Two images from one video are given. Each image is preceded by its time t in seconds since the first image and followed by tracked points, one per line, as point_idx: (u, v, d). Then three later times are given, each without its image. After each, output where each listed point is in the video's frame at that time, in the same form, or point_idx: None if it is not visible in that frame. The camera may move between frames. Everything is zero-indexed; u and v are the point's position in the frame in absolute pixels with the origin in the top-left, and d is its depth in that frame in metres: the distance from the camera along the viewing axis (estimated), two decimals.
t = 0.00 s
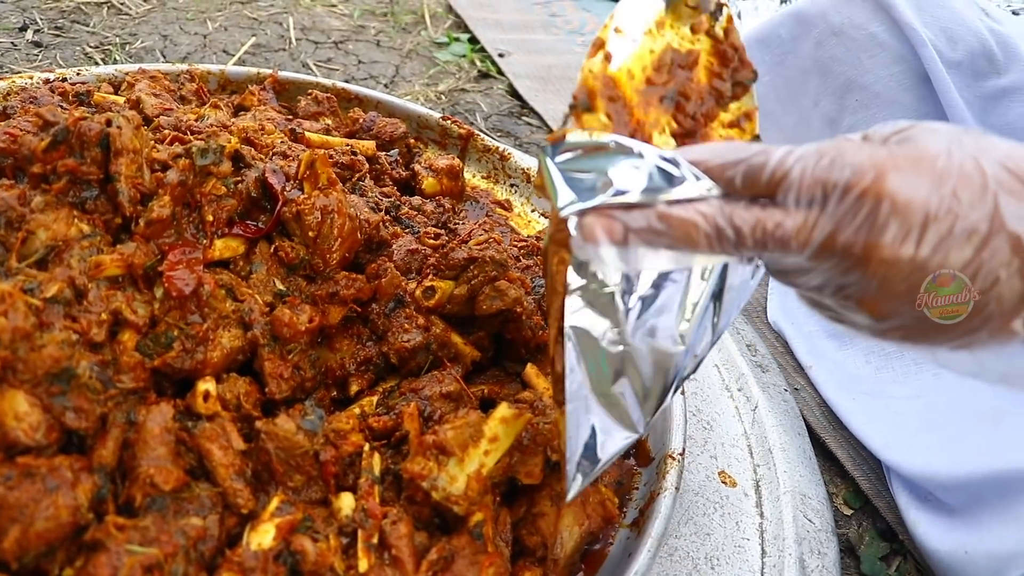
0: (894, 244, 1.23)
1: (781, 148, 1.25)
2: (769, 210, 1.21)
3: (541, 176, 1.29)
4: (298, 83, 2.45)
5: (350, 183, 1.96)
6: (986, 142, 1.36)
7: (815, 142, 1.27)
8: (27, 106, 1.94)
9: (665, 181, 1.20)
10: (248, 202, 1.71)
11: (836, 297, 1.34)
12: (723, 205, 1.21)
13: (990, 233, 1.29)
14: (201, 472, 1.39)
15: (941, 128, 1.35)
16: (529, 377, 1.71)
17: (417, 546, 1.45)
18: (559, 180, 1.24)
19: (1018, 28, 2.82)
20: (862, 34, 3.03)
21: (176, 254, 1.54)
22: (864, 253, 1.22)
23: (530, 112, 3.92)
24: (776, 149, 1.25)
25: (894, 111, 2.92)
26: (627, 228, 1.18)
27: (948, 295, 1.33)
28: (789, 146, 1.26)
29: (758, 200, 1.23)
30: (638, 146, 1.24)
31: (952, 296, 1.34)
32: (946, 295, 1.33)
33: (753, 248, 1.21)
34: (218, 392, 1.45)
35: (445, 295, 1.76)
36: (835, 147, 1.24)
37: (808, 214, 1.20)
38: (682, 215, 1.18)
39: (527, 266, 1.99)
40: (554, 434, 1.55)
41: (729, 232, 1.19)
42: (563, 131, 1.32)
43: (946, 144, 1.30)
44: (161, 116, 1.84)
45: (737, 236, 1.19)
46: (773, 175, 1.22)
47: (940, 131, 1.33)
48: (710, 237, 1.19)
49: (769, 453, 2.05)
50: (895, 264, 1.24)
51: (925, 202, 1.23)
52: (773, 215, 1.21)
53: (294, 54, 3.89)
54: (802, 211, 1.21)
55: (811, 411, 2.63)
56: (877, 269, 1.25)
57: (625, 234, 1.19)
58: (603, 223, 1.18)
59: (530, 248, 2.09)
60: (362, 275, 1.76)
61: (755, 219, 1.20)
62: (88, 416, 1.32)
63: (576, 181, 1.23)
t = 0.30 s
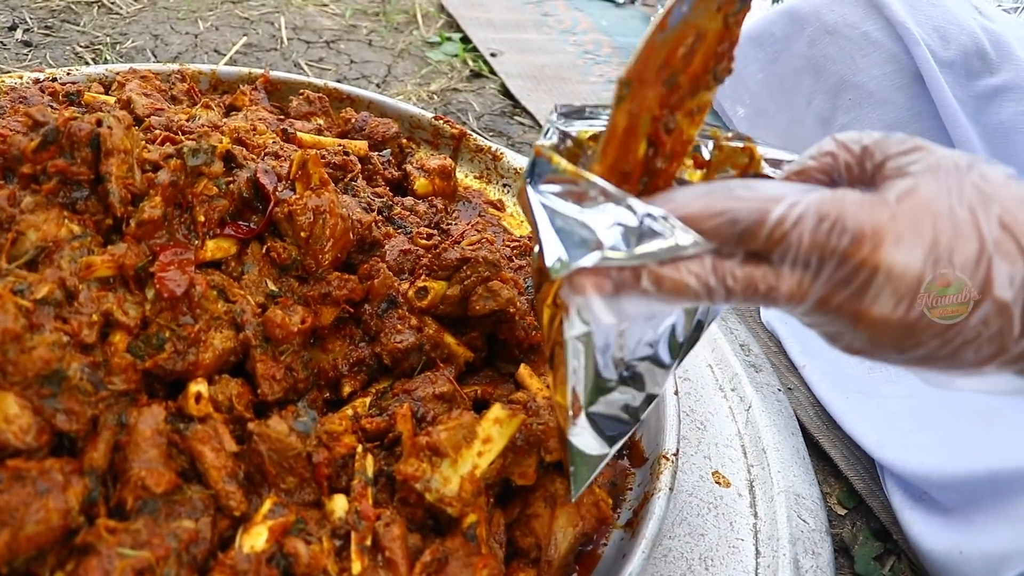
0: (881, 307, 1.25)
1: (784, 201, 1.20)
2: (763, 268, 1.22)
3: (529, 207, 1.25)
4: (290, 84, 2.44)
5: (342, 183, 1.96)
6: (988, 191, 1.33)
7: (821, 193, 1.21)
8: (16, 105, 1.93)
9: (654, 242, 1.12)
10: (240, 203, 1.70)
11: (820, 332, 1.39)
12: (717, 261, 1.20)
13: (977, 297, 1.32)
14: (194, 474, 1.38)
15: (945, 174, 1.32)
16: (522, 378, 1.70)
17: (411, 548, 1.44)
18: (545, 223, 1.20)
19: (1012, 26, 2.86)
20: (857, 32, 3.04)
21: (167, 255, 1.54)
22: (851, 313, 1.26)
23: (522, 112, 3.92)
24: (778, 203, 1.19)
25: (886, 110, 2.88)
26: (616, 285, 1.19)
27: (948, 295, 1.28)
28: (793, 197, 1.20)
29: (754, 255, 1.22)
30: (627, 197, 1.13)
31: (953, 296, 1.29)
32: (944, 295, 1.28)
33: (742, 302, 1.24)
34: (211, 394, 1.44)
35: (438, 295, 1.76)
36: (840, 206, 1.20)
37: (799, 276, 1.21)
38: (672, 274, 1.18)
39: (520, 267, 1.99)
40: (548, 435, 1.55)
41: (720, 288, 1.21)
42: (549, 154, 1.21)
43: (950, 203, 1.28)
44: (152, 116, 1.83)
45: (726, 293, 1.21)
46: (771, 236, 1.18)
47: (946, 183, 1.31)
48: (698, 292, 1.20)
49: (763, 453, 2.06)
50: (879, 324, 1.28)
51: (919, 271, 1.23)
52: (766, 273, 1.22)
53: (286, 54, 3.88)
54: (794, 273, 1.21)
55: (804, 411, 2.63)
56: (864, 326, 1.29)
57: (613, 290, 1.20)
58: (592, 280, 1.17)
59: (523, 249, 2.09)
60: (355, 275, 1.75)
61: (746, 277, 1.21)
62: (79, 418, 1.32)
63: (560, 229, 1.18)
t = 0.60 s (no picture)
0: (887, 320, 1.25)
1: (791, 211, 1.18)
2: (767, 279, 1.23)
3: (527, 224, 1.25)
4: (282, 82, 2.44)
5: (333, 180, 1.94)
6: (1001, 198, 1.29)
7: (830, 203, 1.19)
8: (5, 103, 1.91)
9: (654, 253, 1.13)
10: (232, 199, 1.67)
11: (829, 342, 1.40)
12: (721, 270, 1.21)
13: (986, 311, 1.30)
14: (185, 473, 1.37)
15: (957, 180, 1.28)
16: (518, 374, 1.69)
17: (406, 547, 1.43)
18: (544, 238, 1.21)
19: (1011, 21, 2.87)
20: (852, 28, 3.04)
21: (158, 252, 1.53)
22: (857, 325, 1.27)
23: (516, 111, 3.91)
24: (785, 213, 1.18)
25: (882, 106, 2.90)
26: (614, 299, 1.18)
27: (947, 294, 1.25)
28: (801, 207, 1.19)
29: (760, 266, 1.22)
30: (629, 210, 1.16)
31: (948, 296, 1.25)
32: (943, 295, 1.25)
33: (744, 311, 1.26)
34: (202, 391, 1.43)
35: (432, 292, 1.74)
36: (848, 218, 1.19)
37: (803, 288, 1.23)
38: (673, 288, 1.18)
39: (514, 264, 1.99)
40: (544, 433, 1.53)
41: (722, 297, 1.23)
42: (551, 174, 1.24)
43: (962, 213, 1.25)
44: (143, 114, 1.82)
45: (729, 302, 1.24)
46: (775, 248, 1.18)
47: (958, 191, 1.27)
48: (700, 302, 1.22)
49: (761, 450, 2.05)
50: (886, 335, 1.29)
51: (928, 286, 1.22)
52: (770, 285, 1.24)
53: (279, 54, 3.87)
54: (799, 286, 1.22)
55: (801, 409, 2.61)
56: (872, 337, 1.30)
57: (610, 303, 1.18)
58: (591, 293, 1.16)
59: (518, 246, 2.08)
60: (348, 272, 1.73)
61: (750, 286, 1.23)
62: (68, 417, 1.30)
63: (559, 243, 1.19)
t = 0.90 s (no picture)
0: (895, 297, 1.23)
1: (794, 186, 1.17)
2: (771, 257, 1.21)
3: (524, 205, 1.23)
4: (272, 75, 2.42)
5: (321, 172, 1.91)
6: (1008, 173, 1.29)
7: (834, 178, 1.18)
8: None
9: (659, 227, 1.11)
10: (218, 191, 1.65)
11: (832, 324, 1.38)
12: (724, 248, 1.19)
13: (995, 289, 1.29)
14: (168, 468, 1.35)
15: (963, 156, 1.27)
16: (508, 368, 1.67)
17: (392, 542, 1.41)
18: (542, 217, 1.18)
19: (1004, 12, 2.89)
20: (845, 18, 2.99)
21: (142, 244, 1.50)
22: (863, 303, 1.24)
23: (509, 105, 3.89)
24: (788, 188, 1.17)
25: (877, 96, 2.89)
26: (616, 278, 1.17)
27: (948, 295, 1.26)
28: (804, 182, 1.18)
29: (763, 242, 1.20)
30: (629, 185, 1.15)
31: (950, 295, 1.26)
32: (945, 294, 1.26)
33: (749, 291, 1.24)
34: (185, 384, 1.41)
35: (421, 285, 1.73)
36: (853, 191, 1.17)
37: (809, 265, 1.20)
38: (675, 265, 1.17)
39: (505, 257, 1.97)
40: (534, 426, 1.50)
41: (727, 277, 1.20)
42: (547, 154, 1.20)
43: (969, 188, 1.24)
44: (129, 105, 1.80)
45: (734, 282, 1.21)
46: (780, 223, 1.17)
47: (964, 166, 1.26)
48: (704, 282, 1.19)
49: (754, 445, 2.04)
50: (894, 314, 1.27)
51: (936, 260, 1.21)
52: (774, 262, 1.21)
53: (270, 48, 3.85)
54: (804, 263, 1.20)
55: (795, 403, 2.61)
56: (878, 316, 1.28)
57: (612, 281, 1.17)
58: (590, 271, 1.16)
59: (509, 239, 2.06)
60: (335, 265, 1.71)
61: (754, 265, 1.20)
62: (50, 411, 1.29)
63: (558, 221, 1.17)
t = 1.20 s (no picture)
0: (888, 288, 1.22)
1: (779, 178, 1.16)
2: (759, 251, 1.19)
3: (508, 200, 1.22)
4: (262, 74, 2.41)
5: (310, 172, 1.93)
6: (997, 160, 1.28)
7: (819, 169, 1.17)
8: None
9: (643, 226, 1.09)
10: (202, 187, 1.63)
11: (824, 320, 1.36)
12: (710, 243, 1.17)
13: (991, 277, 1.28)
14: (147, 466, 1.33)
15: (951, 145, 1.26)
16: (493, 367, 1.66)
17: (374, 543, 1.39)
18: (526, 215, 1.18)
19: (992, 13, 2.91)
20: (836, 17, 2.98)
21: (123, 239, 1.49)
22: (855, 295, 1.23)
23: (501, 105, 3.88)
24: (773, 180, 1.15)
25: (867, 95, 2.88)
26: (602, 277, 1.17)
27: (949, 294, 1.27)
28: (788, 175, 1.16)
29: (749, 237, 1.19)
30: (613, 183, 1.12)
31: (952, 295, 1.28)
32: (945, 294, 1.27)
33: (739, 287, 1.22)
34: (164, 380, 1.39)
35: (406, 283, 1.71)
36: (840, 181, 1.16)
37: (799, 260, 1.19)
38: (660, 262, 1.15)
39: (493, 257, 1.96)
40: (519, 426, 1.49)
41: (716, 273, 1.18)
42: (529, 150, 1.19)
43: (958, 174, 1.23)
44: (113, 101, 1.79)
45: (723, 278, 1.19)
46: (767, 216, 1.15)
47: (952, 155, 1.25)
48: (691, 280, 1.17)
49: (744, 446, 2.03)
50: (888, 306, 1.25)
51: (929, 249, 1.20)
52: (762, 257, 1.20)
53: (261, 47, 3.83)
54: (794, 258, 1.19)
55: (787, 405, 2.59)
56: (871, 309, 1.26)
57: (598, 281, 1.17)
58: (575, 272, 1.15)
59: (498, 239, 2.05)
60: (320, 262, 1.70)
61: (743, 261, 1.19)
62: (25, 406, 1.27)
63: (541, 219, 1.17)
